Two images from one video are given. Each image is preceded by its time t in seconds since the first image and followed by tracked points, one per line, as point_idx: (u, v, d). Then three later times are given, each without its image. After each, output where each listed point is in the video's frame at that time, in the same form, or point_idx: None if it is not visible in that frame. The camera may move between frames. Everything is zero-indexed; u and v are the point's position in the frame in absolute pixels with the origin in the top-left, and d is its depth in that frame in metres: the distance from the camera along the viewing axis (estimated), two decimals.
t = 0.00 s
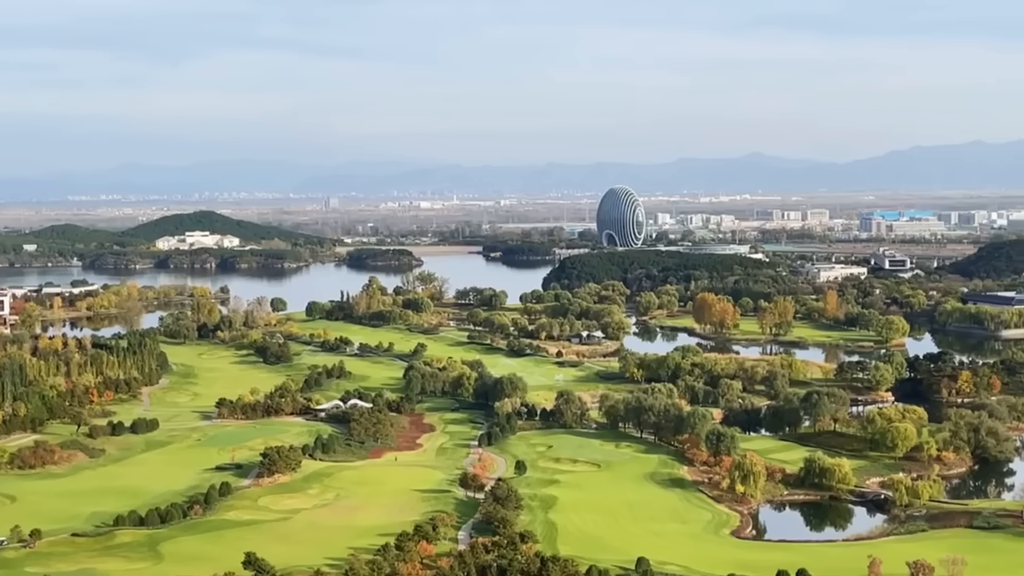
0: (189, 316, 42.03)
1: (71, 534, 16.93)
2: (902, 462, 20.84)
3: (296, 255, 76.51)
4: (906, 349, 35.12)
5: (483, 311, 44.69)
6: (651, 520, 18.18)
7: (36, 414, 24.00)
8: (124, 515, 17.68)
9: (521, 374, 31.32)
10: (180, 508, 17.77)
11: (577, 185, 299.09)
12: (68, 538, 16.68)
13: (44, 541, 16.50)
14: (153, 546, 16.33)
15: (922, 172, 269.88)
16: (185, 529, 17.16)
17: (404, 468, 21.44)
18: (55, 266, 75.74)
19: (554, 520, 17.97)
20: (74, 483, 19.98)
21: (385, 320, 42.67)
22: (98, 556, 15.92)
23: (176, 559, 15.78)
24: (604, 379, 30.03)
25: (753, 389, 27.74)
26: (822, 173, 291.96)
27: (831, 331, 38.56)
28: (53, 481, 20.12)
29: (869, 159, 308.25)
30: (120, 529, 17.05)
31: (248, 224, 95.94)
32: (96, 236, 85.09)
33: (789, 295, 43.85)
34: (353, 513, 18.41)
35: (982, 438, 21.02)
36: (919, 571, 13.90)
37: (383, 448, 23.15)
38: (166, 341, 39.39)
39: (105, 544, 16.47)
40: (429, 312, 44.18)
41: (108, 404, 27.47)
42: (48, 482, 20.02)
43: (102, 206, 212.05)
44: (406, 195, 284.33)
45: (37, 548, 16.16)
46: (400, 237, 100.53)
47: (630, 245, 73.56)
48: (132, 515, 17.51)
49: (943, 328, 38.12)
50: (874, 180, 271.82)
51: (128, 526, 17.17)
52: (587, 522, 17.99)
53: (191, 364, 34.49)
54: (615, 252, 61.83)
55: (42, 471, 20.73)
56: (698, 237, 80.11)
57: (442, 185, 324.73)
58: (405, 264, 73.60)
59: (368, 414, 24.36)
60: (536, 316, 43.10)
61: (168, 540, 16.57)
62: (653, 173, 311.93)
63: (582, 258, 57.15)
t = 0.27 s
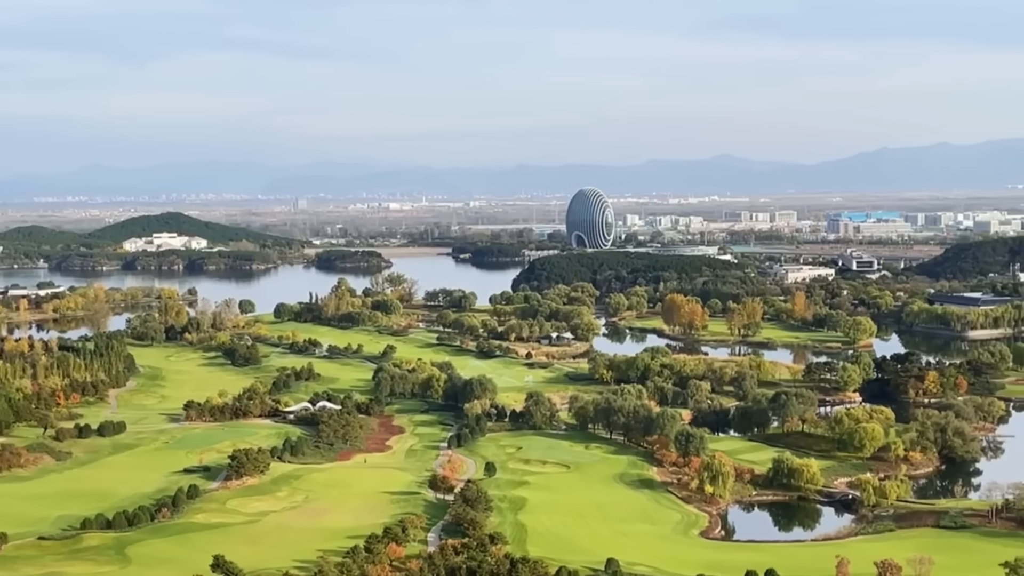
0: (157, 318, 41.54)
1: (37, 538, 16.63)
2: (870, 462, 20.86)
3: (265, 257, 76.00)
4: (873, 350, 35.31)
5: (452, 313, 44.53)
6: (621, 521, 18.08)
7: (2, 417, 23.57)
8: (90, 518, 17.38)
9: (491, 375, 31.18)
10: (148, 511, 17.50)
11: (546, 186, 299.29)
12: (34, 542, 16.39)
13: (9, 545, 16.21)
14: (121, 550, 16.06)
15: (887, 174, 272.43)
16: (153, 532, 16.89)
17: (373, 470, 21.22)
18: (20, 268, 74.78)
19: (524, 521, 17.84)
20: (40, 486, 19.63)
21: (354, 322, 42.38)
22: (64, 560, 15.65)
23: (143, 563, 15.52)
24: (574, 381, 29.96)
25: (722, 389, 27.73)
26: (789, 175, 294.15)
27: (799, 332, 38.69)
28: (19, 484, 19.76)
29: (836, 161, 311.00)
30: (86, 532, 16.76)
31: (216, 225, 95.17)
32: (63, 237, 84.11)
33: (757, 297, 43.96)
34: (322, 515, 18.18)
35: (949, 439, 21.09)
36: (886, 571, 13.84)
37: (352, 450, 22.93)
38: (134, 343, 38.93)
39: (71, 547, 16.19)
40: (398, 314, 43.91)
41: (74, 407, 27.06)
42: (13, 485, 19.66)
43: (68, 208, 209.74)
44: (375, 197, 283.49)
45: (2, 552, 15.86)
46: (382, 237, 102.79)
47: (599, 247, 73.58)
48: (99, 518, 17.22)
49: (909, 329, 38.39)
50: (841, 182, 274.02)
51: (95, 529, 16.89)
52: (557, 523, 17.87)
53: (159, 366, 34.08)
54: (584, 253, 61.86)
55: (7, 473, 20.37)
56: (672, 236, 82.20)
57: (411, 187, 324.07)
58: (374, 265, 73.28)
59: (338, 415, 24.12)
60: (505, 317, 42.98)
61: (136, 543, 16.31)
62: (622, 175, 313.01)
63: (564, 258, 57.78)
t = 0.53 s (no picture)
0: (125, 320, 41.03)
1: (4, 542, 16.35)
2: (839, 462, 20.90)
3: (234, 259, 75.39)
4: (842, 351, 35.47)
5: (423, 315, 44.32)
6: (592, 522, 17.99)
7: None
8: (58, 521, 17.10)
9: (461, 377, 31.02)
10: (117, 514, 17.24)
11: (516, 188, 299.26)
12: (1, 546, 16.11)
13: None
14: (89, 553, 15.82)
15: (855, 176, 274.69)
16: (122, 535, 16.64)
17: (343, 472, 21.01)
18: None
19: (494, 523, 17.71)
20: (7, 490, 19.30)
21: (324, 323, 42.08)
22: (31, 564, 15.39)
23: (112, 566, 15.28)
24: (545, 382, 29.85)
25: (692, 390, 27.71)
26: (758, 176, 295.89)
27: (769, 333, 38.80)
28: None
29: (804, 163, 313.18)
30: (54, 535, 16.50)
31: (185, 227, 94.29)
32: (30, 239, 83.05)
33: (727, 298, 44.07)
34: (292, 517, 17.96)
35: (917, 439, 21.18)
36: (856, 571, 13.81)
37: (323, 452, 22.69)
38: (102, 345, 38.42)
39: (39, 551, 15.94)
40: (368, 316, 43.63)
41: (42, 410, 26.64)
42: None
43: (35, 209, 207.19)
44: (346, 198, 282.29)
45: None
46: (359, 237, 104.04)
47: (570, 248, 73.55)
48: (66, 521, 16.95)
49: (878, 329, 38.66)
50: (809, 183, 275.97)
51: (62, 532, 16.62)
52: (528, 524, 17.76)
53: (127, 369, 33.63)
54: (555, 254, 61.81)
55: None
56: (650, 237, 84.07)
57: (382, 188, 323.17)
58: (344, 267, 72.87)
59: (308, 418, 23.85)
60: (475, 319, 42.81)
61: (105, 546, 16.05)
62: (592, 176, 313.80)
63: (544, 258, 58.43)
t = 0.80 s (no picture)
0: (94, 322, 40.53)
1: None
2: (810, 462, 20.93)
3: (205, 260, 74.78)
4: (813, 351, 35.61)
5: (395, 316, 44.11)
6: (564, 523, 17.91)
7: None
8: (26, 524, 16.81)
9: (433, 378, 30.87)
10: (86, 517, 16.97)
11: (488, 189, 299.19)
12: None
13: None
14: (58, 556, 15.56)
15: (825, 178, 276.72)
16: (92, 538, 16.38)
17: (315, 474, 20.82)
18: None
19: (467, 525, 17.59)
20: None
21: (295, 325, 41.78)
22: None
23: (81, 569, 15.03)
24: (517, 383, 29.75)
25: (664, 391, 27.69)
26: (729, 178, 297.44)
27: (740, 334, 38.90)
28: None
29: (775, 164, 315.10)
30: (22, 538, 16.21)
31: (155, 228, 93.45)
32: None
33: (699, 299, 44.17)
34: (264, 520, 17.76)
35: (887, 439, 21.25)
36: (827, 571, 13.79)
37: (294, 454, 22.46)
38: (71, 347, 37.93)
39: (7, 554, 15.66)
40: (340, 318, 43.36)
41: (9, 412, 26.22)
42: None
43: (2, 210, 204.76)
44: (318, 199, 280.95)
45: None
46: (333, 237, 105.62)
47: (542, 249, 73.52)
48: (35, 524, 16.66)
49: (849, 330, 38.89)
50: (780, 185, 277.73)
51: (31, 535, 16.33)
52: (500, 526, 17.66)
53: (97, 371, 33.21)
54: (527, 256, 61.73)
55: None
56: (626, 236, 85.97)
57: (353, 190, 322.07)
58: (316, 268, 72.47)
59: (279, 420, 23.62)
60: (447, 320, 42.67)
61: (74, 550, 15.80)
62: (564, 177, 314.22)
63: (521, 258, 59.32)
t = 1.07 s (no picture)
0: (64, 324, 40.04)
1: None
2: (782, 463, 20.98)
3: (176, 262, 74.16)
4: (784, 352, 35.75)
5: (367, 317, 43.91)
6: (537, 524, 17.84)
7: None
8: None
9: (406, 380, 30.73)
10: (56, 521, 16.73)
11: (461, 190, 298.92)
12: None
13: None
14: (28, 560, 15.33)
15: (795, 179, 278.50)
16: (62, 542, 16.15)
17: (287, 476, 20.63)
18: None
19: (439, 526, 17.48)
20: None
21: (267, 326, 41.47)
22: None
23: (50, 572, 14.82)
24: (490, 385, 29.66)
25: (636, 392, 27.67)
26: (701, 179, 298.77)
27: (712, 335, 39.00)
28: None
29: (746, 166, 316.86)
30: None
31: (125, 230, 92.57)
32: None
33: (671, 300, 44.25)
34: (235, 522, 17.57)
35: (858, 439, 21.33)
36: (798, 571, 13.79)
37: (266, 456, 22.25)
38: (40, 349, 37.46)
39: None
40: (312, 319, 43.10)
41: None
42: None
43: None
44: (289, 200, 279.46)
45: None
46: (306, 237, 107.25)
47: (515, 250, 73.45)
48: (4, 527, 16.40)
49: (820, 330, 39.11)
50: (751, 186, 279.24)
51: None
52: (473, 527, 17.56)
53: (66, 373, 32.80)
54: (499, 257, 61.66)
55: None
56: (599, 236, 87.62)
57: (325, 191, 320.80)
58: (288, 270, 72.06)
59: (251, 421, 23.39)
60: (420, 322, 42.52)
61: (43, 553, 15.57)
62: (537, 179, 314.55)
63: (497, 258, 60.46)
